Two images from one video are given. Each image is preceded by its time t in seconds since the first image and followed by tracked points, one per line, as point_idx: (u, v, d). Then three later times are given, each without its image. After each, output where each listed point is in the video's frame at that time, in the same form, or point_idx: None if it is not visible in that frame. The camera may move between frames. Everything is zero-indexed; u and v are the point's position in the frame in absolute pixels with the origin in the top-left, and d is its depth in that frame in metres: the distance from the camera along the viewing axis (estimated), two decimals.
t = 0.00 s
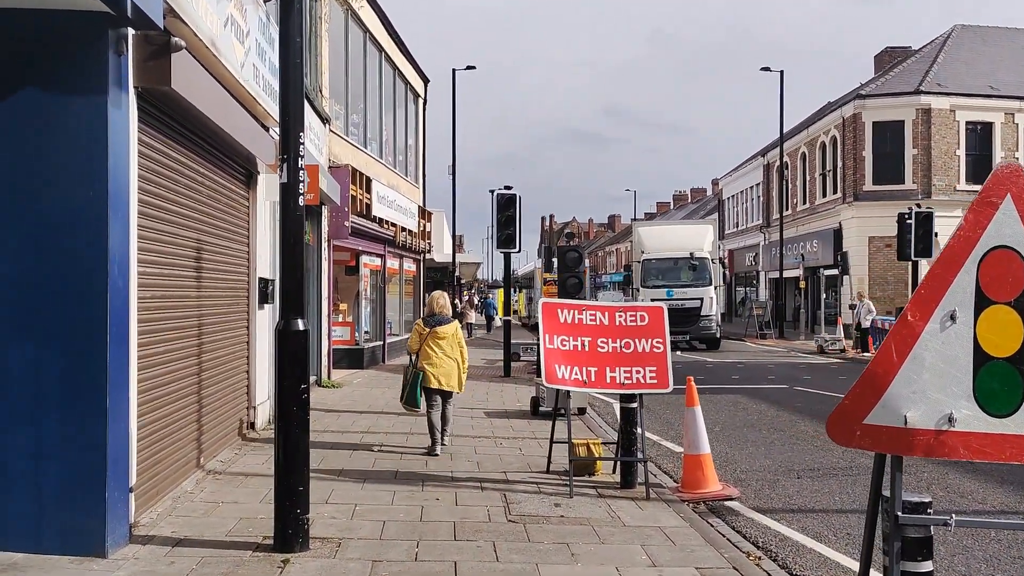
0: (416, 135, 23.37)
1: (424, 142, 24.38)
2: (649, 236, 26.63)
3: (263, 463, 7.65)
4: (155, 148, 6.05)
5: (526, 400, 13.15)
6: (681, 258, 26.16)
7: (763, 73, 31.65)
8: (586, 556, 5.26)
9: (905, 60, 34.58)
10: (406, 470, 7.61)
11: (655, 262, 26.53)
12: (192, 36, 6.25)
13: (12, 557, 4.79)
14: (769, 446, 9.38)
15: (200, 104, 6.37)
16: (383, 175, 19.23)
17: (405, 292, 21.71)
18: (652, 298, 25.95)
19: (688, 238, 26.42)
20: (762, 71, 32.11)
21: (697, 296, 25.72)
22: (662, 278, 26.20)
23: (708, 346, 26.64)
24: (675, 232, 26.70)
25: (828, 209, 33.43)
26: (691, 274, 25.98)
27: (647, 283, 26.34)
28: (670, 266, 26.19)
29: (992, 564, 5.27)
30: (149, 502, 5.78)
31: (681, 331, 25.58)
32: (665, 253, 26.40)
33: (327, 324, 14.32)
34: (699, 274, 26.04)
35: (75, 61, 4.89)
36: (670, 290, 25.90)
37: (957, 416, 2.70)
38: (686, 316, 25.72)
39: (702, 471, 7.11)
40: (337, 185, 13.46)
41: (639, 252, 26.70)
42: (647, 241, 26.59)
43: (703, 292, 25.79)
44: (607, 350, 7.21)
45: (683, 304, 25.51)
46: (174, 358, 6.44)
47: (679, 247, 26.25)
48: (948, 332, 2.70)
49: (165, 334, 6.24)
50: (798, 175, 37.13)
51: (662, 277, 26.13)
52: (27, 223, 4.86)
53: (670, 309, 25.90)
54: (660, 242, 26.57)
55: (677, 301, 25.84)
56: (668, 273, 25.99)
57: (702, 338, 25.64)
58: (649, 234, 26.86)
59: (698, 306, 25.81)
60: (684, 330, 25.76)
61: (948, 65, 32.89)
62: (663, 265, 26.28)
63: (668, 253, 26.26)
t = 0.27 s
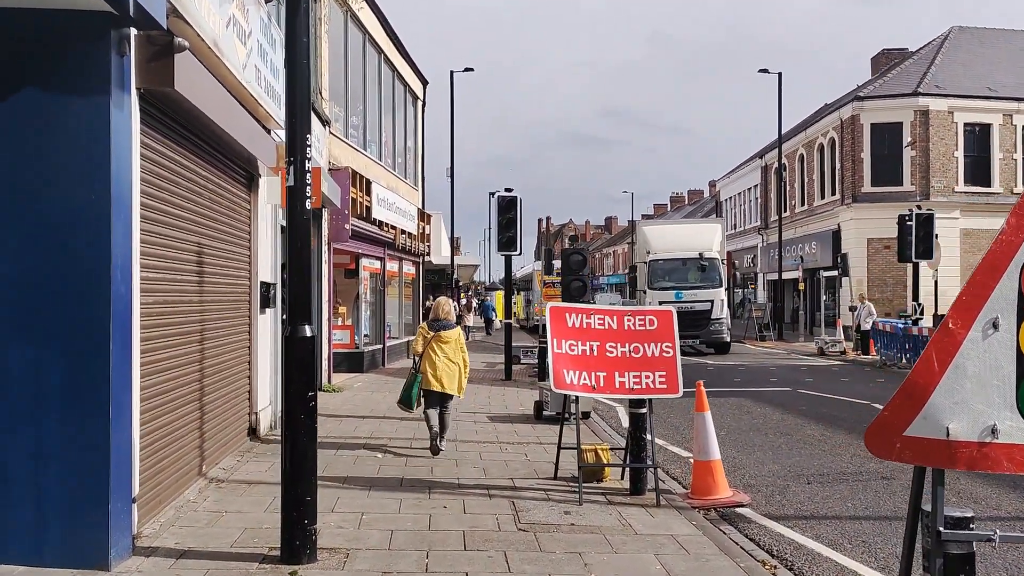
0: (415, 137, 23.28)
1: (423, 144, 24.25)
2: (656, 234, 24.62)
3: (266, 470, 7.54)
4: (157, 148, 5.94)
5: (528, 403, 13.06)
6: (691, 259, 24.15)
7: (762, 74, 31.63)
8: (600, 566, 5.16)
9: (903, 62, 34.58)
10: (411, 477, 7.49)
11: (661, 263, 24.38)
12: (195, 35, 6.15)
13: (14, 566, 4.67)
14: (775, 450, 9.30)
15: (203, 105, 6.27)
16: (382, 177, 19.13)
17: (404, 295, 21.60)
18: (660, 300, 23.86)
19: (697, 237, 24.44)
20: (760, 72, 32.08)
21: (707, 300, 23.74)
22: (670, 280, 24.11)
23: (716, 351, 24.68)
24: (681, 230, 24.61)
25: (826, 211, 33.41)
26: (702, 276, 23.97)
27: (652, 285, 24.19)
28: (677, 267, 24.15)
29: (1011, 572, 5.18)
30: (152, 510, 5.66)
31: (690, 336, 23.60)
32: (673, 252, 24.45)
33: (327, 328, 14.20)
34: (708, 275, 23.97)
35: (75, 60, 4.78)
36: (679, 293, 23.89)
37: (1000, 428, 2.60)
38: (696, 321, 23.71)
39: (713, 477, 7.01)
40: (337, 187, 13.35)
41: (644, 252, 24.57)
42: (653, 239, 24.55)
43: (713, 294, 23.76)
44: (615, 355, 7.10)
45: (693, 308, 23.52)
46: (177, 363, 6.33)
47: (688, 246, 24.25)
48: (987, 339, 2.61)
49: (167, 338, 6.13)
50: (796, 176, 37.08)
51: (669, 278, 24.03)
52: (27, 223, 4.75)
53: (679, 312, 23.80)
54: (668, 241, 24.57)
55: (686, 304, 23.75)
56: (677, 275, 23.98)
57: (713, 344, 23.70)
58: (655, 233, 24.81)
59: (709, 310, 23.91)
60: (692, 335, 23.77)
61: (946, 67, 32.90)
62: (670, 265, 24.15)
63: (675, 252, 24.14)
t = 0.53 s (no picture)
0: (418, 131, 23.16)
1: (426, 138, 24.12)
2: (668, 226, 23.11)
3: (273, 467, 7.45)
4: (162, 142, 5.84)
5: (534, 398, 12.97)
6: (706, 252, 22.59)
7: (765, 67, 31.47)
8: (614, 565, 5.08)
9: (908, 54, 34.37)
10: (419, 474, 7.41)
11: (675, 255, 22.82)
12: (201, 27, 6.05)
13: (19, 568, 4.60)
14: (786, 446, 9.21)
15: (208, 98, 6.17)
16: (385, 171, 19.02)
17: (408, 290, 21.52)
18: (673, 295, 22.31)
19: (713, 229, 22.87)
20: (764, 65, 31.92)
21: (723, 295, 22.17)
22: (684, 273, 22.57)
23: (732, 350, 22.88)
24: (696, 222, 23.11)
25: (830, 205, 33.27)
26: (718, 270, 22.43)
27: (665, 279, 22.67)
28: (692, 260, 22.61)
29: None
30: (159, 509, 5.58)
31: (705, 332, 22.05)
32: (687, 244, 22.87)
33: (331, 323, 14.11)
34: (725, 268, 22.38)
35: (78, 53, 4.68)
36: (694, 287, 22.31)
37: None
38: (712, 317, 22.14)
39: (725, 475, 6.93)
40: (341, 181, 13.23)
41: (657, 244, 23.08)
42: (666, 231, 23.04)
43: (730, 288, 22.15)
44: (626, 351, 7.02)
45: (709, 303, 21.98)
46: (183, 360, 6.24)
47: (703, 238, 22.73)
48: None
49: (173, 335, 6.03)
50: (799, 170, 36.95)
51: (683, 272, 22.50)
52: (27, 223, 4.66)
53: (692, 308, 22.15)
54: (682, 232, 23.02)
55: (701, 300, 22.13)
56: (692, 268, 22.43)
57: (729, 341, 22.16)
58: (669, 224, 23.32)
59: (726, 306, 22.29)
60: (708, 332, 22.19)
61: (950, 59, 32.71)
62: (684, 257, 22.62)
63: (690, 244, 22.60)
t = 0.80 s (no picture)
0: (429, 126, 23.09)
1: (437, 133, 24.07)
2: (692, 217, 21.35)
3: (286, 463, 7.38)
4: (173, 137, 5.78)
5: (547, 394, 12.88)
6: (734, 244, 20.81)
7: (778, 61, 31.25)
8: (633, 564, 4.99)
9: (922, 48, 34.06)
10: (433, 471, 7.32)
11: (699, 248, 20.91)
12: (212, 17, 5.98)
13: (28, 566, 4.54)
14: (803, 443, 9.09)
15: (218, 88, 6.07)
16: (396, 167, 18.95)
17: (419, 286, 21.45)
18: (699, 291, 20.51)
19: (740, 220, 21.05)
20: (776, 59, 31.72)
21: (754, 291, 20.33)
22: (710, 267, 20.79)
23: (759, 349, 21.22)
24: (723, 212, 21.24)
25: (844, 200, 33.02)
26: (748, 264, 20.61)
27: (688, 274, 20.80)
28: (719, 253, 20.75)
29: None
30: (171, 506, 5.52)
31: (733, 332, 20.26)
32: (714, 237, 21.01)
33: (342, 318, 14.06)
34: (753, 263, 20.56)
35: (79, 51, 4.61)
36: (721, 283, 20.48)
37: None
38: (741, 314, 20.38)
39: (743, 472, 6.82)
40: (352, 176, 13.16)
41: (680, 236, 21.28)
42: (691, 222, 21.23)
43: (759, 284, 20.22)
44: (642, 346, 6.91)
45: (737, 300, 20.20)
46: (194, 356, 6.18)
47: (731, 230, 20.90)
48: None
49: (183, 331, 5.96)
50: (812, 165, 36.70)
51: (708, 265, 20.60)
52: (28, 222, 4.60)
53: (718, 304, 20.25)
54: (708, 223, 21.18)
55: (728, 296, 20.22)
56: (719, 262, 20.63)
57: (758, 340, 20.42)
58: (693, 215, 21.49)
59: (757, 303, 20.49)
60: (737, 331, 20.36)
61: (965, 53, 32.40)
62: (709, 250, 20.69)
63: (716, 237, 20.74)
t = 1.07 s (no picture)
0: (442, 126, 23.02)
1: (450, 133, 24.03)
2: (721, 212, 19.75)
3: (297, 464, 7.31)
4: (184, 133, 5.72)
5: (560, 395, 12.77)
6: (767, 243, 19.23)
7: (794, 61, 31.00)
8: (649, 572, 4.87)
9: (941, 47, 33.70)
10: (444, 473, 7.22)
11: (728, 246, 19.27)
12: (223, 13, 5.91)
13: (34, 568, 4.48)
14: (821, 447, 8.95)
15: (230, 84, 5.99)
16: (409, 166, 18.88)
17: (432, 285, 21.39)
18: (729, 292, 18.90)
19: (772, 217, 19.53)
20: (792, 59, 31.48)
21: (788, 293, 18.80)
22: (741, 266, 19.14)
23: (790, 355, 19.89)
24: (752, 207, 19.69)
25: (860, 201, 32.72)
26: (782, 264, 19.03)
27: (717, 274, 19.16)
28: (750, 251, 19.12)
29: None
30: (180, 507, 5.45)
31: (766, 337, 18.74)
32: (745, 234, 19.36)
33: (354, 318, 14.00)
34: (786, 262, 19.05)
35: (80, 50, 4.54)
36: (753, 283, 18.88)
37: None
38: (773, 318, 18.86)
39: (760, 477, 6.68)
40: (365, 174, 13.10)
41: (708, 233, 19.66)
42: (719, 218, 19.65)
43: (794, 286, 18.78)
44: (658, 348, 6.80)
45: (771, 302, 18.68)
46: (204, 355, 6.11)
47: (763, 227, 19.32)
48: None
49: (194, 330, 5.89)
50: (828, 165, 36.40)
51: (738, 265, 18.94)
52: (29, 222, 4.53)
53: (751, 307, 18.74)
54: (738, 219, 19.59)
55: (762, 298, 18.74)
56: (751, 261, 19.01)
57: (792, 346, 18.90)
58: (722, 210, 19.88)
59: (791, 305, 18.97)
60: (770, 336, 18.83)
61: (984, 52, 32.05)
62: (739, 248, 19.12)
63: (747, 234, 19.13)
